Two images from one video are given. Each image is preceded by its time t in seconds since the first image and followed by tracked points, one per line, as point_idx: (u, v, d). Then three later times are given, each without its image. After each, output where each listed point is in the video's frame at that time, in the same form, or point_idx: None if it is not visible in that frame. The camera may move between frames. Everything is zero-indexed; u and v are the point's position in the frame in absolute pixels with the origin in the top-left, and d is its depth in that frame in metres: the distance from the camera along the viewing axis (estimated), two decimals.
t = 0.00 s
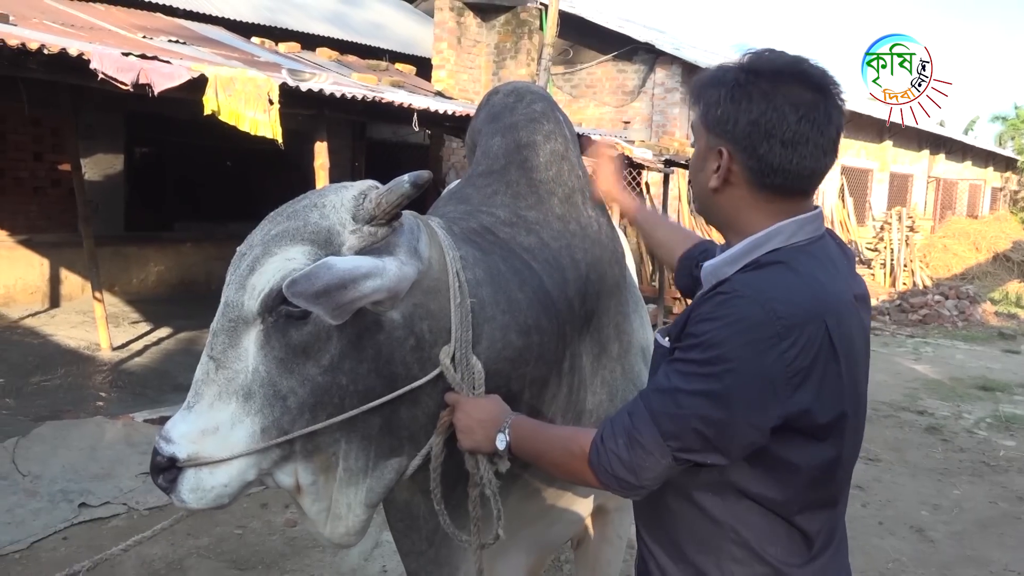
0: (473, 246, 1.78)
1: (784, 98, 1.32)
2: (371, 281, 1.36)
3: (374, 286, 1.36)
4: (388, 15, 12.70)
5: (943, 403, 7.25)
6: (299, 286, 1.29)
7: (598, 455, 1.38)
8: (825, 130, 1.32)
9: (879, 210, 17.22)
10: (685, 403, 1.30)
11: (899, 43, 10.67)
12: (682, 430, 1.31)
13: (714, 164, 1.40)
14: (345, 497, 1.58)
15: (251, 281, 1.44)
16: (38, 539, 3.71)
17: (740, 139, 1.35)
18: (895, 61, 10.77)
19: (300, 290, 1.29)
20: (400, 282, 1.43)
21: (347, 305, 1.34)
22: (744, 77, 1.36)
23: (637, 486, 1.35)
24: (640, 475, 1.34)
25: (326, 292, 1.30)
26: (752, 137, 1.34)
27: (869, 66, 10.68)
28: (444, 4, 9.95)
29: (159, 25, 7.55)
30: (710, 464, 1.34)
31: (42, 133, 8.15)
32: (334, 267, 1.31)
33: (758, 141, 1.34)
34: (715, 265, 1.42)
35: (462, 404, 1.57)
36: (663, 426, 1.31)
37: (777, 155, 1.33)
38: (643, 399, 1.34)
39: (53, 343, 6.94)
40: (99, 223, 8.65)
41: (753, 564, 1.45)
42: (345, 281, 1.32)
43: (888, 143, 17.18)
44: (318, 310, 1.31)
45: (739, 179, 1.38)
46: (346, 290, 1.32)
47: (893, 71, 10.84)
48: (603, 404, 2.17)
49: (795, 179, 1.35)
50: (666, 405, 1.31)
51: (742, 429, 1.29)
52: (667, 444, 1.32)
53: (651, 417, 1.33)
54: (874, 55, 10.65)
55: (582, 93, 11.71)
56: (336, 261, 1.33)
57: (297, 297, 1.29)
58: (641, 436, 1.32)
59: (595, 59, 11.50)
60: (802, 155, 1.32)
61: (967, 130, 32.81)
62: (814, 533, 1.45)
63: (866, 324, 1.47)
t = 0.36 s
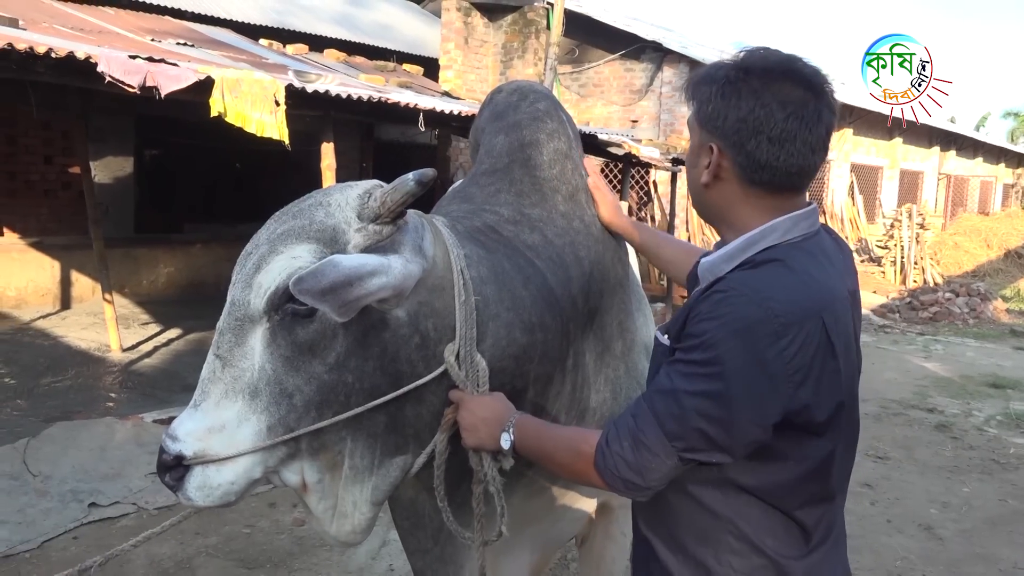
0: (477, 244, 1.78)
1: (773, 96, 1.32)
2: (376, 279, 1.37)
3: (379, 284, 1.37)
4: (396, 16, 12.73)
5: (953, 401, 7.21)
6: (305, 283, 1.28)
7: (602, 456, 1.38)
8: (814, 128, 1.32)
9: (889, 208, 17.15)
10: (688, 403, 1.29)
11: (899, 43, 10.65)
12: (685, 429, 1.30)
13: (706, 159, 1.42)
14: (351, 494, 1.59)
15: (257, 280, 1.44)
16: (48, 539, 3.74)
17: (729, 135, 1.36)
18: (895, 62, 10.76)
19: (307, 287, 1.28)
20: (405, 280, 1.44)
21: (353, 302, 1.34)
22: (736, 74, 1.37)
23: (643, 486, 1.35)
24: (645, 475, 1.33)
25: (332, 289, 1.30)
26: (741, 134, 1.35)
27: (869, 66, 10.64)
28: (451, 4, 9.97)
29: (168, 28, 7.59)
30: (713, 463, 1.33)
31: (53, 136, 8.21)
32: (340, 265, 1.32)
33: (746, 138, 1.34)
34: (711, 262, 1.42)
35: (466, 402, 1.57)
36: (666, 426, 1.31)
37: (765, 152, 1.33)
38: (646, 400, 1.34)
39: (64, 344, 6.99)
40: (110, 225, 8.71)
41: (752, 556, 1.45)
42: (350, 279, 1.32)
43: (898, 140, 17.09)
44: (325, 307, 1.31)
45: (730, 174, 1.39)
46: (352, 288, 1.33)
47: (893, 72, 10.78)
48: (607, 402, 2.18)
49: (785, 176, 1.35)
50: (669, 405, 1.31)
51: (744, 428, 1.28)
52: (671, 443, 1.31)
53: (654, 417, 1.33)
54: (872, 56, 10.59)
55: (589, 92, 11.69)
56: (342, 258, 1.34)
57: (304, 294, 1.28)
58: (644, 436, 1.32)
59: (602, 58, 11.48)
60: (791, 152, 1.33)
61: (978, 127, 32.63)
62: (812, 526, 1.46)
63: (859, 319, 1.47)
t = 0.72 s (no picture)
0: (475, 245, 1.79)
1: (768, 94, 1.33)
2: (376, 280, 1.38)
3: (379, 285, 1.38)
4: (401, 18, 12.76)
5: (958, 401, 7.19)
6: (306, 285, 1.29)
7: (595, 462, 1.39)
8: (810, 128, 1.33)
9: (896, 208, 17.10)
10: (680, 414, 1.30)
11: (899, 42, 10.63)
12: (677, 439, 1.31)
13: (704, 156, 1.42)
14: (351, 494, 1.59)
15: (257, 282, 1.45)
16: (54, 540, 3.77)
17: (724, 133, 1.37)
18: (895, 61, 10.73)
19: (307, 289, 1.29)
20: (404, 281, 1.45)
21: (353, 303, 1.35)
22: (733, 73, 1.37)
23: (635, 494, 1.35)
24: (637, 483, 1.34)
25: (332, 291, 1.31)
26: (736, 132, 1.35)
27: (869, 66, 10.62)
28: (456, 6, 9.99)
29: (173, 31, 7.63)
30: (705, 472, 1.34)
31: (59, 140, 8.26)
32: (340, 266, 1.33)
33: (741, 136, 1.35)
34: (705, 268, 1.43)
35: (463, 403, 1.57)
36: (659, 437, 1.32)
37: (760, 151, 1.34)
38: (639, 410, 1.34)
39: (70, 346, 7.03)
40: (116, 228, 8.76)
41: (742, 557, 1.46)
42: (351, 280, 1.33)
43: (904, 140, 17.05)
44: (325, 308, 1.31)
45: (725, 173, 1.40)
46: (352, 290, 1.34)
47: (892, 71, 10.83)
48: (605, 401, 2.19)
49: (780, 177, 1.36)
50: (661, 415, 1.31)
51: (737, 440, 1.29)
52: (663, 453, 1.32)
53: (646, 428, 1.33)
54: (873, 56, 10.58)
55: (594, 93, 11.68)
56: (342, 260, 1.35)
57: (304, 296, 1.29)
58: (637, 445, 1.32)
59: (607, 59, 11.48)
60: (786, 151, 1.33)
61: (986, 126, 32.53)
62: (805, 529, 1.45)
63: (853, 322, 1.47)
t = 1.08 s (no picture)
0: (474, 249, 1.78)
1: (755, 97, 1.35)
2: (376, 283, 1.38)
3: (378, 288, 1.39)
4: (409, 25, 12.83)
5: (965, 408, 7.16)
6: (305, 288, 1.29)
7: (582, 459, 1.40)
8: (794, 131, 1.34)
9: (905, 214, 17.05)
10: (661, 406, 1.31)
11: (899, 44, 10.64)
12: (661, 431, 1.31)
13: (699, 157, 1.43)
14: (352, 497, 1.58)
15: (258, 286, 1.46)
16: (59, 542, 3.80)
17: (711, 134, 1.39)
18: (894, 61, 10.73)
19: (306, 292, 1.29)
20: (403, 284, 1.45)
21: (352, 306, 1.35)
22: (723, 76, 1.39)
23: (622, 490, 1.36)
24: (623, 478, 1.35)
25: (330, 293, 1.31)
26: (722, 133, 1.37)
27: (869, 66, 10.64)
28: (463, 13, 10.07)
29: (183, 38, 7.69)
30: (690, 465, 1.34)
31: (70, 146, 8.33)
32: (338, 270, 1.33)
33: (727, 137, 1.37)
34: (691, 268, 1.46)
35: (460, 405, 1.56)
36: (643, 431, 1.32)
37: (745, 152, 1.36)
38: (624, 404, 1.35)
39: (78, 350, 7.08)
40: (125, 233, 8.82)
41: (725, 563, 1.46)
42: (349, 283, 1.33)
43: (913, 146, 17.01)
44: (325, 312, 1.32)
45: (713, 174, 1.41)
46: (350, 293, 1.33)
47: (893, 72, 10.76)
48: (604, 404, 2.19)
49: (764, 176, 1.37)
50: (643, 409, 1.32)
51: (718, 430, 1.30)
52: (649, 447, 1.33)
53: (631, 422, 1.34)
54: (873, 55, 10.57)
55: (601, 100, 11.68)
56: (340, 263, 1.35)
57: (302, 299, 1.29)
58: (623, 442, 1.33)
59: (614, 65, 11.51)
60: (771, 152, 1.35)
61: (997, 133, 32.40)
62: (791, 532, 1.46)
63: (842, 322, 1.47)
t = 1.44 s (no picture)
0: (472, 249, 1.78)
1: (732, 96, 1.36)
2: (375, 282, 1.38)
3: (377, 286, 1.38)
4: (413, 26, 12.85)
5: (968, 410, 7.15)
6: (304, 286, 1.29)
7: (570, 461, 1.40)
8: (772, 130, 1.35)
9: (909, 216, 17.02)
10: (646, 407, 1.31)
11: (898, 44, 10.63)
12: (645, 433, 1.32)
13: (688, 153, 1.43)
14: (350, 494, 1.58)
15: (258, 283, 1.46)
16: (61, 540, 3.82)
17: (690, 133, 1.40)
18: (897, 62, 10.73)
19: (305, 289, 1.29)
20: (402, 283, 1.44)
21: (352, 304, 1.35)
22: (703, 75, 1.40)
23: (609, 491, 1.36)
24: (609, 480, 1.35)
25: (330, 291, 1.31)
26: (700, 132, 1.38)
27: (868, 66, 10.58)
28: (467, 14, 10.09)
29: (187, 39, 7.72)
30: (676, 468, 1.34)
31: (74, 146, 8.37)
32: (337, 268, 1.33)
33: (705, 135, 1.38)
34: (679, 271, 1.47)
35: (458, 403, 1.58)
36: (627, 431, 1.33)
37: (722, 150, 1.37)
38: (609, 406, 1.36)
39: (81, 350, 7.11)
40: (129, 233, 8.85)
41: (717, 566, 1.47)
42: (348, 281, 1.33)
43: (918, 148, 16.98)
44: (324, 309, 1.32)
45: (694, 174, 1.43)
46: (349, 291, 1.34)
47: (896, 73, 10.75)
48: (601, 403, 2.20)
49: (742, 175, 1.38)
50: (628, 410, 1.33)
51: (703, 432, 1.30)
52: (633, 449, 1.33)
53: (616, 423, 1.35)
54: (876, 56, 10.56)
55: (605, 101, 11.67)
56: (339, 262, 1.35)
57: (302, 297, 1.29)
58: (609, 442, 1.34)
59: (618, 67, 11.51)
60: (748, 151, 1.36)
61: (1002, 136, 32.33)
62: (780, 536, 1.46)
63: (830, 323, 1.48)
